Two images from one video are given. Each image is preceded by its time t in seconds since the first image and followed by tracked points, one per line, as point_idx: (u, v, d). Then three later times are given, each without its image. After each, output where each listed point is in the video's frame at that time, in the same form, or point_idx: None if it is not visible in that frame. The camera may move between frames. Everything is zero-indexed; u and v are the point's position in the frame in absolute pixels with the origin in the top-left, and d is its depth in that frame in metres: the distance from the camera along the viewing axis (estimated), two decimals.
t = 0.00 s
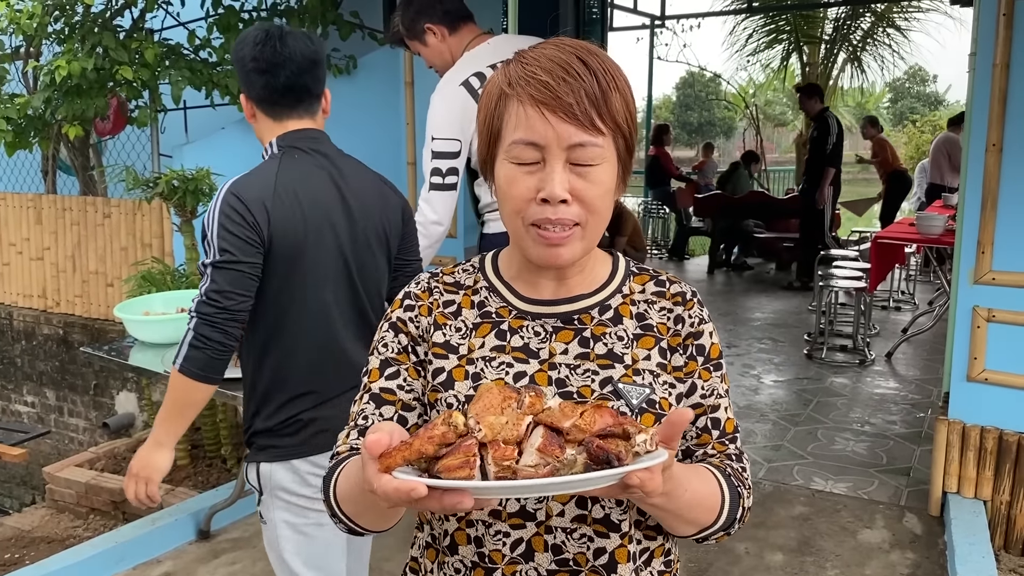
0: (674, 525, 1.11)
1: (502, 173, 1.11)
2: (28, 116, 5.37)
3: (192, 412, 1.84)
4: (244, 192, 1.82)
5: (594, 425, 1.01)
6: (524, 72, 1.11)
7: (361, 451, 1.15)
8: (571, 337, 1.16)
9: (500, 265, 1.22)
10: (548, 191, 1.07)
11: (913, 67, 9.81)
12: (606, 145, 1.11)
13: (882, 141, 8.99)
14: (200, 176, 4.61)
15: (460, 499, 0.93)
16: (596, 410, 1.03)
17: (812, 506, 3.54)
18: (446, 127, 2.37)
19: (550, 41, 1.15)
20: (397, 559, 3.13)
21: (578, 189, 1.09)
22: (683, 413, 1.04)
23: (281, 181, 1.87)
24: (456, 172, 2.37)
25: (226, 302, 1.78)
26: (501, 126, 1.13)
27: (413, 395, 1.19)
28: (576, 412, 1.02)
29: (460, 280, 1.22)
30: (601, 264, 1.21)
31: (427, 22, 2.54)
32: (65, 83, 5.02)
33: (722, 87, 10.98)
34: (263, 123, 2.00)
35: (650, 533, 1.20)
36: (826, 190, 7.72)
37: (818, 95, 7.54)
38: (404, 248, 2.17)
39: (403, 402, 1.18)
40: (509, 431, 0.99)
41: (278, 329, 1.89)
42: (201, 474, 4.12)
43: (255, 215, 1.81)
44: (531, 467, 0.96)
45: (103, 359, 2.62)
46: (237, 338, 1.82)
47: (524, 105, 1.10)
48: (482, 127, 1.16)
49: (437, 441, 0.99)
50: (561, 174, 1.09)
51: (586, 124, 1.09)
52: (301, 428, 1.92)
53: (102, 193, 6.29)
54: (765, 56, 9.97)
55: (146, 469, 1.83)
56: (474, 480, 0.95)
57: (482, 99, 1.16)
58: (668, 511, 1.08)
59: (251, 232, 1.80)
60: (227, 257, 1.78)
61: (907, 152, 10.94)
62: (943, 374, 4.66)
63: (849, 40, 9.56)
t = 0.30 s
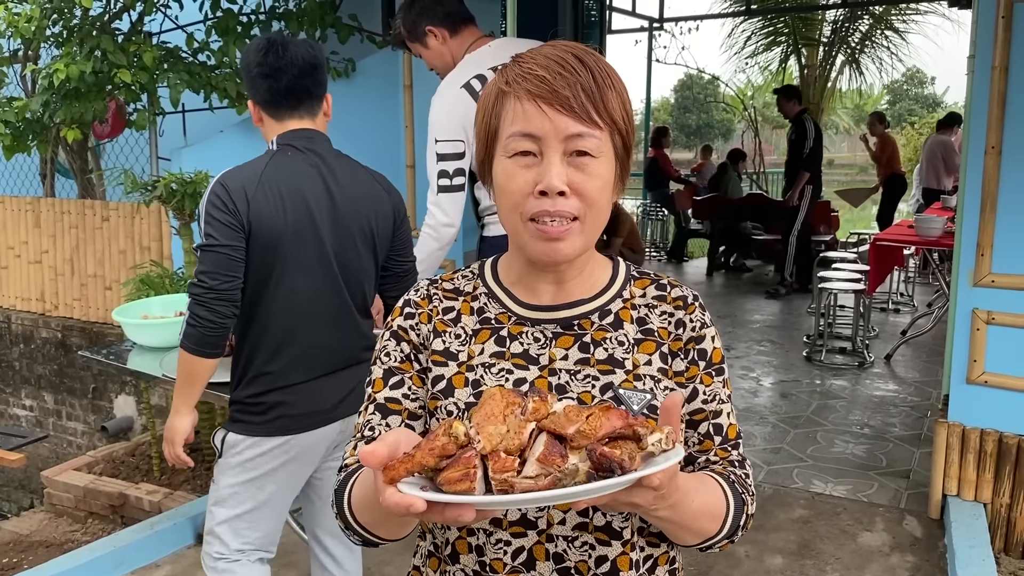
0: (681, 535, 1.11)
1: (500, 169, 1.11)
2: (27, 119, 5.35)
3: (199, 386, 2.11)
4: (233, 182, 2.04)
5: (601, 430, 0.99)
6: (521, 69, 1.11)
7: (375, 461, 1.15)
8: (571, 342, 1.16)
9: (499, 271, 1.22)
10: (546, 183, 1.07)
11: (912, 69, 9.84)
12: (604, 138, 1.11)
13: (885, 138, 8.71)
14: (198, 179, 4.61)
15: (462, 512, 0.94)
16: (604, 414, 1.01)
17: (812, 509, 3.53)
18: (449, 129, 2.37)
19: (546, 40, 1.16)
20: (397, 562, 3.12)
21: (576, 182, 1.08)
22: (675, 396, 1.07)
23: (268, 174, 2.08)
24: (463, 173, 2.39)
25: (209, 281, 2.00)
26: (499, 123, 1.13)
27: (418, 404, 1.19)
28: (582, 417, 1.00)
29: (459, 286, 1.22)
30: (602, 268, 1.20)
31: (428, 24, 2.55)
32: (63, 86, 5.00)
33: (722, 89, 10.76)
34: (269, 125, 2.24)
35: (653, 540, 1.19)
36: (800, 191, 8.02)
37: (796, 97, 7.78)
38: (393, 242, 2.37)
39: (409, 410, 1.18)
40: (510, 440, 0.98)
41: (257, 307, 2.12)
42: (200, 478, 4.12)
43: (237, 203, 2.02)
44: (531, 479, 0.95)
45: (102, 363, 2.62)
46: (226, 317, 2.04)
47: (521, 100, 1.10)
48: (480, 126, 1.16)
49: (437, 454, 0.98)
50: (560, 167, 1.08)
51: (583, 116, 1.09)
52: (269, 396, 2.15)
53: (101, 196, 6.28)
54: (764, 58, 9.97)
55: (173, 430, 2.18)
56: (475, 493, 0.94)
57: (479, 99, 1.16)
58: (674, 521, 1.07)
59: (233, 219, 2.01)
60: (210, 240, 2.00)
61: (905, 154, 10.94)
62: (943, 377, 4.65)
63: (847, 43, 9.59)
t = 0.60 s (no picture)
0: (682, 544, 1.09)
1: (502, 181, 1.10)
2: (25, 122, 5.35)
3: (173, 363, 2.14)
4: (217, 179, 2.05)
5: (627, 428, 0.98)
6: (522, 79, 1.11)
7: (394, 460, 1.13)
8: (575, 347, 1.15)
9: (504, 274, 1.21)
10: (549, 198, 1.06)
11: (911, 70, 9.87)
12: (607, 150, 1.10)
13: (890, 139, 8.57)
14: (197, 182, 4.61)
15: (480, 494, 0.92)
16: (630, 413, 1.00)
17: (813, 511, 3.52)
18: (452, 130, 2.36)
19: (549, 48, 1.15)
20: (397, 565, 3.10)
21: (579, 196, 1.08)
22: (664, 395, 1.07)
23: (253, 174, 2.08)
24: (469, 174, 2.38)
25: (187, 274, 2.04)
26: (501, 134, 1.12)
27: (426, 405, 1.18)
28: (608, 414, 0.99)
29: (464, 289, 1.21)
30: (607, 272, 1.20)
31: (430, 26, 2.54)
32: (62, 88, 5.00)
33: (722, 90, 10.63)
34: (265, 126, 2.22)
35: (656, 547, 1.18)
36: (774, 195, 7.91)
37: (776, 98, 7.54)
38: (380, 247, 2.35)
39: (417, 412, 1.17)
40: (535, 428, 0.97)
41: (237, 305, 2.13)
42: (199, 481, 4.10)
43: (220, 201, 2.04)
44: (552, 467, 0.93)
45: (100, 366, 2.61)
46: (200, 309, 2.08)
47: (523, 111, 1.09)
48: (482, 135, 1.16)
49: (461, 435, 0.98)
50: (563, 180, 1.08)
51: (586, 129, 1.08)
52: (247, 394, 2.15)
53: (100, 199, 6.28)
54: (763, 60, 10.10)
55: (139, 403, 2.20)
56: (495, 475, 0.93)
57: (481, 108, 1.15)
58: (676, 530, 1.06)
59: (214, 216, 2.03)
60: (191, 236, 2.03)
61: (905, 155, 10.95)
62: (943, 378, 4.64)
63: (847, 43, 9.72)
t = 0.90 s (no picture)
0: (685, 550, 1.08)
1: (509, 186, 1.09)
2: (24, 122, 5.35)
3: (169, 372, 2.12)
4: (209, 178, 2.05)
5: (632, 442, 0.96)
6: (521, 81, 1.10)
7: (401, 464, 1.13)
8: (578, 349, 1.15)
9: (507, 276, 1.20)
10: (562, 199, 1.05)
11: (910, 71, 9.88)
12: (612, 145, 1.10)
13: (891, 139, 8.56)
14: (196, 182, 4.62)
15: (481, 506, 0.92)
16: (636, 427, 0.98)
17: (813, 513, 3.52)
18: (455, 130, 2.37)
19: (543, 47, 1.14)
20: (396, 567, 3.10)
21: (591, 195, 1.07)
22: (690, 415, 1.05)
23: (244, 173, 2.08)
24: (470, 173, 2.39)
25: (180, 273, 2.03)
26: (504, 138, 1.11)
27: (428, 408, 1.17)
28: (613, 427, 0.97)
29: (466, 289, 1.21)
30: (611, 273, 1.19)
31: (430, 27, 2.54)
32: (61, 89, 4.99)
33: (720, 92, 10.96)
34: (261, 127, 2.22)
35: (657, 551, 1.18)
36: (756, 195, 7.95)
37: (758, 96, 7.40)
38: (371, 248, 2.35)
39: (421, 415, 1.17)
40: (538, 441, 0.96)
41: (228, 303, 2.12)
42: (198, 482, 4.09)
43: (211, 200, 2.03)
44: (553, 480, 0.92)
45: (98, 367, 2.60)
46: (196, 308, 2.07)
47: (525, 115, 1.08)
48: (481, 141, 1.15)
49: (464, 446, 0.98)
50: (573, 180, 1.07)
51: (591, 127, 1.08)
52: (239, 393, 2.14)
53: (99, 200, 6.27)
54: (763, 60, 10.03)
55: (137, 418, 2.19)
56: (497, 487, 0.93)
57: (477, 115, 1.14)
58: (681, 537, 1.05)
59: (204, 214, 2.03)
60: (182, 234, 2.02)
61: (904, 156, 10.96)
62: (943, 379, 4.64)
63: (847, 44, 9.72)
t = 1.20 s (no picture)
0: (691, 552, 1.08)
1: (505, 168, 1.08)
2: (23, 122, 5.34)
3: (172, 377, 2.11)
4: (212, 181, 2.05)
5: (633, 445, 0.96)
6: (520, 68, 1.10)
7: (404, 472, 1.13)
8: (578, 352, 1.14)
9: (505, 278, 1.20)
10: (555, 179, 1.04)
11: (909, 70, 9.87)
12: (610, 132, 1.09)
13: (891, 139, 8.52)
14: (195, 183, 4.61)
15: (484, 515, 0.92)
16: (638, 430, 0.98)
17: (814, 513, 3.51)
18: (443, 130, 2.36)
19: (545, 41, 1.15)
20: (395, 567, 3.09)
21: (586, 177, 1.06)
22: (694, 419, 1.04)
23: (248, 175, 2.08)
24: (449, 173, 2.39)
25: (185, 276, 2.03)
26: (501, 124, 1.11)
27: (428, 414, 1.17)
28: (614, 430, 0.96)
29: (464, 292, 1.21)
30: (609, 274, 1.18)
31: (431, 25, 2.53)
32: (60, 89, 4.98)
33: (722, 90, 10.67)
34: (264, 128, 2.21)
35: (661, 555, 1.17)
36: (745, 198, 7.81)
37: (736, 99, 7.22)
38: (377, 249, 2.33)
39: (420, 421, 1.16)
40: (539, 447, 0.96)
41: (234, 305, 2.12)
42: (198, 483, 4.09)
43: (215, 203, 2.03)
44: (555, 487, 0.92)
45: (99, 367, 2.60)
46: (201, 311, 2.07)
47: (524, 98, 1.08)
48: (480, 130, 1.14)
49: (465, 456, 0.96)
50: (569, 163, 1.06)
51: (589, 111, 1.07)
52: (246, 396, 2.14)
53: (98, 200, 6.27)
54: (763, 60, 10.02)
55: (141, 420, 2.17)
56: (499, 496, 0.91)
57: (479, 104, 1.14)
58: (686, 539, 1.04)
59: (208, 216, 2.03)
60: (187, 237, 2.03)
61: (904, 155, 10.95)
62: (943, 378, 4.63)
63: (846, 44, 9.72)
